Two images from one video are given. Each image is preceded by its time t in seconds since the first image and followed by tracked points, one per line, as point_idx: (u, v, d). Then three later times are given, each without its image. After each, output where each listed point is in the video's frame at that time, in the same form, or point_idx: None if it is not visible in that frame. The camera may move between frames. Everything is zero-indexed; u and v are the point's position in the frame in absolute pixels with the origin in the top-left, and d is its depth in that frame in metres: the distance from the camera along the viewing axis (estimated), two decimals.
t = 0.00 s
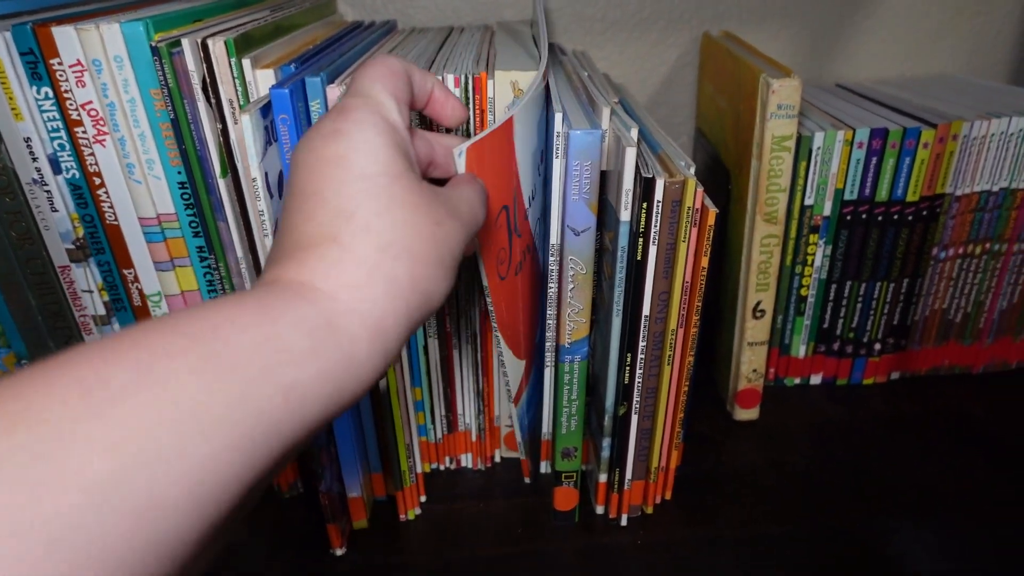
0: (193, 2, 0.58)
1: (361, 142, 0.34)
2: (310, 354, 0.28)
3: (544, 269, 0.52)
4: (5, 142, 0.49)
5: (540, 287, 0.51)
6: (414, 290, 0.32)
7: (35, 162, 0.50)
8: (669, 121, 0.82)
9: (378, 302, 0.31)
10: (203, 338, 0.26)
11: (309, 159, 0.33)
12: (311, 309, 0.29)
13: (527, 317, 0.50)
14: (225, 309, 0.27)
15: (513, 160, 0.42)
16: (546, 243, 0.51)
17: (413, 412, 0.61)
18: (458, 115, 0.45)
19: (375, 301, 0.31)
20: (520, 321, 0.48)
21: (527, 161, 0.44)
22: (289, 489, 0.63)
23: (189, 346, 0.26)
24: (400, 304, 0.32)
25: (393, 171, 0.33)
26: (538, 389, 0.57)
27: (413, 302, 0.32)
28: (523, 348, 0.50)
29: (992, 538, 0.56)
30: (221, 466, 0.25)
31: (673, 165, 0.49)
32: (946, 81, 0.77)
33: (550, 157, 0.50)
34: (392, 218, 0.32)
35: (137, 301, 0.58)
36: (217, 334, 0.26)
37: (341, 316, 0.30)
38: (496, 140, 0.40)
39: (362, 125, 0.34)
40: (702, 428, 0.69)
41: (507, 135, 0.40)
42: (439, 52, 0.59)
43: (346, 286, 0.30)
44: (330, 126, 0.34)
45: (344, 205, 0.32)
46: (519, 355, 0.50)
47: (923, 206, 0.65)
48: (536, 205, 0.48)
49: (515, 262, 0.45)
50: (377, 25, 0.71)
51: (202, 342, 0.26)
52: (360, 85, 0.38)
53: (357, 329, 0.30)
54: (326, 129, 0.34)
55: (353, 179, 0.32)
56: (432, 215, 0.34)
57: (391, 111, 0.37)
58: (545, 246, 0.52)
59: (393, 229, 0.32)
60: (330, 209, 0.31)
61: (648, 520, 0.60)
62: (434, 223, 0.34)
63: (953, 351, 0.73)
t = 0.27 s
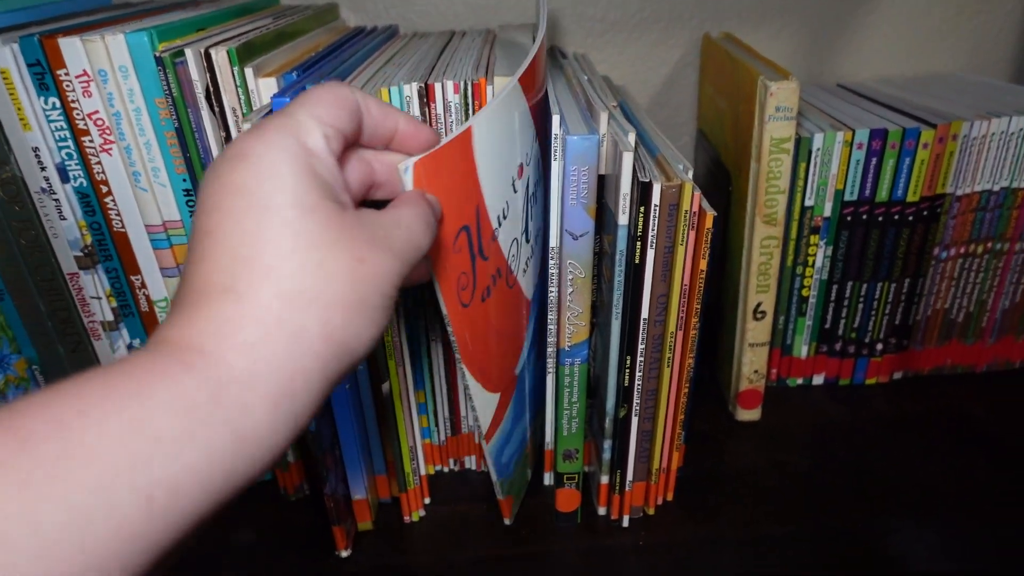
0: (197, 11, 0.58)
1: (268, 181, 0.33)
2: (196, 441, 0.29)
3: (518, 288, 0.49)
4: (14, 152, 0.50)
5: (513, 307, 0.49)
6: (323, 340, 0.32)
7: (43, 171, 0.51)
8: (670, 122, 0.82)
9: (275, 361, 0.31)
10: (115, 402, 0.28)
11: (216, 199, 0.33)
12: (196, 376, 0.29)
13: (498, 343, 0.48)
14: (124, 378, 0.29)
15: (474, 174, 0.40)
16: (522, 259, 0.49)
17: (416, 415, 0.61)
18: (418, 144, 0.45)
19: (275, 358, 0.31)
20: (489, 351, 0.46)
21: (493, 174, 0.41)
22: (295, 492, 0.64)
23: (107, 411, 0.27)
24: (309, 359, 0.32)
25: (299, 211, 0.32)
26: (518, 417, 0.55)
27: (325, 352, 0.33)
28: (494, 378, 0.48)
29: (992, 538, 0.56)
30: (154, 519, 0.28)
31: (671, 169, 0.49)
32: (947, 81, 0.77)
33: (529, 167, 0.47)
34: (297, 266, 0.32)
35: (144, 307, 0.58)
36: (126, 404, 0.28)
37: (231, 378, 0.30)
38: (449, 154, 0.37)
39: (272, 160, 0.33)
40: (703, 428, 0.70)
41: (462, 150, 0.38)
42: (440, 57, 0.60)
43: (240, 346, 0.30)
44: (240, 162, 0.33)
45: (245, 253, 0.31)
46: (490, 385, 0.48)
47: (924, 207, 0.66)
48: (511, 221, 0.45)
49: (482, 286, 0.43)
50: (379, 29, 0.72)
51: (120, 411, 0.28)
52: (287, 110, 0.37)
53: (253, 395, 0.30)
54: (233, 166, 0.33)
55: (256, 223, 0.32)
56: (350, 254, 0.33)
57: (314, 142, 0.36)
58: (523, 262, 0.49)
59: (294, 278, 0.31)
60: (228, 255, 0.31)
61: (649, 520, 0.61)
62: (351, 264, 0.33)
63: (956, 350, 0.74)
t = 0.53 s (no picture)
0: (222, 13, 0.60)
1: (140, 145, 0.34)
2: (28, 399, 0.31)
3: (459, 287, 0.47)
4: (43, 147, 0.52)
5: (451, 305, 0.47)
6: (186, 295, 0.33)
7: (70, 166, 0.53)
8: (682, 129, 0.83)
9: (120, 320, 0.32)
10: None
11: (80, 160, 0.34)
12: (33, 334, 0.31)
13: (427, 339, 0.46)
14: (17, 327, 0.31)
15: (391, 160, 0.38)
16: (464, 259, 0.46)
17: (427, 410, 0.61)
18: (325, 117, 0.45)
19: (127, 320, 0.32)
20: (415, 344, 0.45)
21: (417, 164, 0.40)
22: (307, 483, 0.65)
23: None
24: (166, 313, 0.33)
25: (161, 172, 0.33)
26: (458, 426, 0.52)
27: (189, 311, 0.34)
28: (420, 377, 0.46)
29: (993, 545, 0.57)
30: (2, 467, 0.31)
31: (681, 176, 0.50)
32: (959, 93, 0.78)
33: (478, 163, 0.45)
34: (150, 228, 0.32)
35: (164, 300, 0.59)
36: None
37: (83, 336, 0.32)
38: (354, 136, 0.36)
39: (140, 124, 0.34)
40: (709, 432, 0.71)
41: (369, 130, 0.36)
42: (457, 62, 0.61)
43: (93, 305, 0.32)
44: (106, 124, 0.34)
45: (98, 213, 0.33)
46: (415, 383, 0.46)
47: (932, 217, 0.66)
48: (447, 217, 0.43)
49: (404, 279, 0.41)
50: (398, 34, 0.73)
51: None
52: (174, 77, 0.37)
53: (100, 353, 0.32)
54: (97, 128, 0.34)
55: (114, 184, 0.33)
56: (220, 214, 0.34)
57: (186, 107, 0.36)
58: (468, 264, 0.47)
59: (153, 241, 0.32)
60: (81, 215, 0.33)
61: (655, 520, 0.62)
62: (218, 227, 0.33)
63: (963, 360, 0.74)
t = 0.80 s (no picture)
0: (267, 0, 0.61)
1: (101, 58, 0.37)
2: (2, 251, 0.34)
3: (432, 256, 0.46)
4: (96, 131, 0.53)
5: (423, 276, 0.46)
6: (137, 189, 0.37)
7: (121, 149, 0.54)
8: (718, 119, 0.83)
9: (82, 198, 0.36)
10: None
11: (50, 71, 0.37)
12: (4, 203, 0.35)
13: (396, 305, 0.46)
14: None
15: (354, 114, 0.39)
16: (439, 228, 0.45)
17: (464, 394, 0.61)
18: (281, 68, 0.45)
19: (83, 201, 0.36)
20: (384, 309, 0.46)
21: (383, 124, 0.40)
22: (342, 463, 0.66)
23: None
24: (121, 204, 0.36)
25: (118, 82, 0.37)
26: (429, 397, 0.52)
27: (140, 202, 0.37)
28: (383, 338, 0.47)
29: None
30: None
31: (722, 164, 0.50)
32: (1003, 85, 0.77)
33: (460, 133, 0.43)
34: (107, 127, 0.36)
35: (209, 281, 0.60)
36: None
37: (44, 209, 0.35)
38: (314, 84, 0.38)
39: (103, 42, 0.38)
40: (740, 422, 0.70)
41: (331, 84, 0.38)
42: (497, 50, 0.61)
43: (54, 185, 0.35)
44: (76, 41, 0.38)
45: (61, 111, 0.36)
46: (380, 344, 0.47)
47: (974, 210, 0.65)
48: (417, 182, 0.42)
49: (365, 235, 0.42)
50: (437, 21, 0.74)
51: None
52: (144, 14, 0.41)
53: (62, 228, 0.36)
54: (65, 45, 0.38)
55: (77, 88, 0.36)
56: (170, 122, 0.37)
57: (148, 31, 0.40)
58: (443, 234, 0.45)
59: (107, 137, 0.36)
60: (46, 113, 0.36)
61: (686, 507, 0.62)
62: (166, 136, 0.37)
63: (1001, 355, 0.73)
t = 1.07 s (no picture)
0: None
1: (104, 43, 0.38)
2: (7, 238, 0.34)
3: (437, 251, 0.46)
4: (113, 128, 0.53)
5: (426, 269, 0.46)
6: (143, 173, 0.37)
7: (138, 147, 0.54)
8: (730, 115, 0.82)
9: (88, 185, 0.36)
10: None
11: (55, 58, 0.38)
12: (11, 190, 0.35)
13: (399, 297, 0.46)
14: None
15: (360, 104, 0.39)
16: (444, 222, 0.45)
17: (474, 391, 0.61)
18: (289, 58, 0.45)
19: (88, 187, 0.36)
20: (388, 300, 0.46)
21: (390, 116, 0.40)
22: (355, 459, 0.67)
23: None
24: (126, 190, 0.37)
25: (121, 67, 0.37)
26: (432, 394, 0.51)
27: (143, 188, 0.37)
28: (387, 330, 0.47)
29: None
30: None
31: (735, 161, 0.50)
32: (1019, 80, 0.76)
33: (467, 127, 0.43)
34: (112, 112, 0.36)
35: (224, 278, 0.60)
36: None
37: (51, 196, 0.35)
38: (321, 76, 0.38)
39: (106, 29, 0.38)
40: (752, 419, 0.70)
41: (340, 75, 0.38)
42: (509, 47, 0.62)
43: (60, 171, 0.35)
44: (80, 30, 0.38)
45: (65, 96, 0.36)
46: (382, 337, 0.47)
47: (989, 206, 0.65)
48: (423, 175, 0.43)
49: (371, 226, 0.43)
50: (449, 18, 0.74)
51: None
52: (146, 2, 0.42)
53: (68, 215, 0.36)
54: (70, 33, 0.38)
55: (82, 74, 0.37)
56: (174, 108, 0.37)
57: (152, 17, 0.40)
58: (447, 228, 0.46)
59: (111, 121, 0.36)
60: (51, 98, 0.37)
61: (697, 504, 0.62)
62: (170, 121, 0.37)
63: (1016, 353, 0.73)
